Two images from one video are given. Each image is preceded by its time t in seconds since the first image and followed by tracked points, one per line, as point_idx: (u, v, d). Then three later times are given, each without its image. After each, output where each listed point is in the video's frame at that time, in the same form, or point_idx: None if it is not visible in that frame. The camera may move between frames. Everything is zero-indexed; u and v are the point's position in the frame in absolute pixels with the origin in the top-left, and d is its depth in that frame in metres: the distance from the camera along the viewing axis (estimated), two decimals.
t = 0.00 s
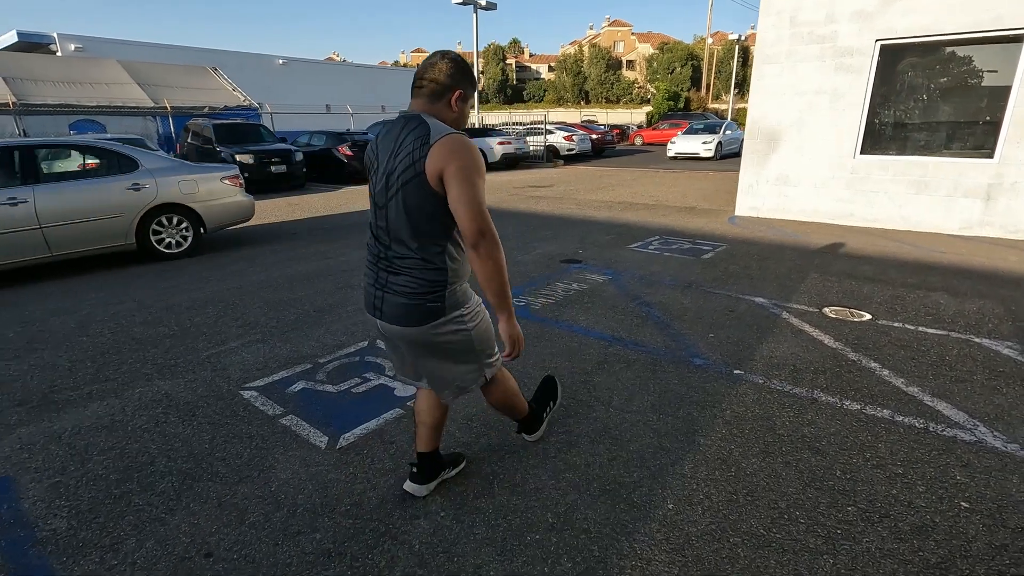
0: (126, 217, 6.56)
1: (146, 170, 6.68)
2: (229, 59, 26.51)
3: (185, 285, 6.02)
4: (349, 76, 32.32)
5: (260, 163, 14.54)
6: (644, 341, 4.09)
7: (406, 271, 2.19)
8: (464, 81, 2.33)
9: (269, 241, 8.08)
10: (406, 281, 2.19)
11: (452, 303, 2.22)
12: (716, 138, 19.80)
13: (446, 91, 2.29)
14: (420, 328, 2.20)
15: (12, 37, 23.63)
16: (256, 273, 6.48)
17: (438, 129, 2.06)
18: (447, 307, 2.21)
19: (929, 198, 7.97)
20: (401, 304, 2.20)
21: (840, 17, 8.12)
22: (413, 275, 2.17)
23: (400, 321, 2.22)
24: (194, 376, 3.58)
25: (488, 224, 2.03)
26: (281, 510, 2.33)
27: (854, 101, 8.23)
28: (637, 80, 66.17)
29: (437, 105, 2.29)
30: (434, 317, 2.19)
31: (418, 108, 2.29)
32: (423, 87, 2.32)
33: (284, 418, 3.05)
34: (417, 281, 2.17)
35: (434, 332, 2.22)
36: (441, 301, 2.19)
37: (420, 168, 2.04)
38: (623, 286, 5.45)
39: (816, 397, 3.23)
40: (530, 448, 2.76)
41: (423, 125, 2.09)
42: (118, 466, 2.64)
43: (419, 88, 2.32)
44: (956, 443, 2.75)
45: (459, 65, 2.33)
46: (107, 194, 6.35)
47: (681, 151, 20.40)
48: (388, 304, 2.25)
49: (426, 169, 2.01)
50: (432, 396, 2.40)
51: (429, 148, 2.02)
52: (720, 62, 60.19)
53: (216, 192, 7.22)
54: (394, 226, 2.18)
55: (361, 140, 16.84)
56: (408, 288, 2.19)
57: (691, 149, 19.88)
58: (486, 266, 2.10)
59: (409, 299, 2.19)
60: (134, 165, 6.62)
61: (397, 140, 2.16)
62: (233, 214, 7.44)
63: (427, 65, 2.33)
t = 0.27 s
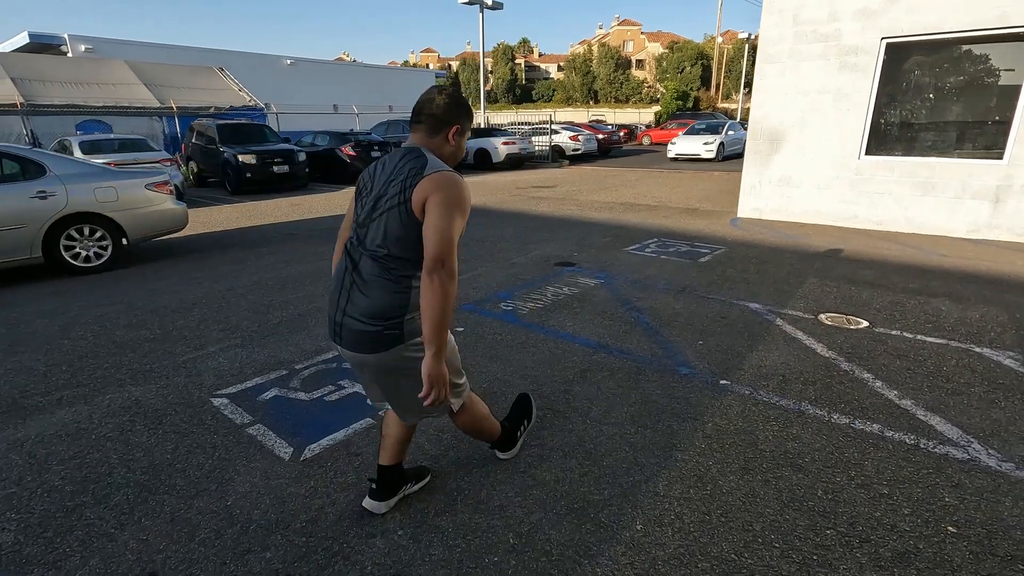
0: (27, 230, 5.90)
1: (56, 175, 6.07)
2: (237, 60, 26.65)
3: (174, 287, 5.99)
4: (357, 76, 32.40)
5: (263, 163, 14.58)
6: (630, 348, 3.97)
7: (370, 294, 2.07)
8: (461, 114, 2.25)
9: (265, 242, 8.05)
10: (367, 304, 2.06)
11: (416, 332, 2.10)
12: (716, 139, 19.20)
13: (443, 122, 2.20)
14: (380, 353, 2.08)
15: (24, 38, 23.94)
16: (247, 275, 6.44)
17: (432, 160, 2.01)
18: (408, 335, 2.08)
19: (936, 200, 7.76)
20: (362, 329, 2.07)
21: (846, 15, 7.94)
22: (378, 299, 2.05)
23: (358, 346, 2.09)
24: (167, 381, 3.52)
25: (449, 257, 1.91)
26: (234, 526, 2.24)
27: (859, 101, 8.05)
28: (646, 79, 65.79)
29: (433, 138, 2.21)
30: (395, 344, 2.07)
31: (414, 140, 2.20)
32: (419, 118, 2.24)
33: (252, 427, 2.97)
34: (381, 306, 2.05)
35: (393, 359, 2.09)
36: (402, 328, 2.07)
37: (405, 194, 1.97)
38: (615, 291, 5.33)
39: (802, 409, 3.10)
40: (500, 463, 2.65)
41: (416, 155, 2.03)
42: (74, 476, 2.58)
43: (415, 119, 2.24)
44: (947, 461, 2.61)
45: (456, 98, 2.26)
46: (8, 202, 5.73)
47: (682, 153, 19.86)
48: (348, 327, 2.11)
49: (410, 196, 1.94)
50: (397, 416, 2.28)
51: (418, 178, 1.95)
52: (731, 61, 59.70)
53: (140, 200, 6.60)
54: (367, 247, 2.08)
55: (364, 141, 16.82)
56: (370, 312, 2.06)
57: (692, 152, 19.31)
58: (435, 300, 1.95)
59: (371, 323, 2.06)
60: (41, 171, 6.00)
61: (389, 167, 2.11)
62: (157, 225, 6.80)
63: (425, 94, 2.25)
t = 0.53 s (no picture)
0: None
1: None
2: (247, 60, 26.85)
3: (165, 286, 5.99)
4: (366, 77, 32.51)
5: (267, 163, 14.64)
6: (613, 352, 3.87)
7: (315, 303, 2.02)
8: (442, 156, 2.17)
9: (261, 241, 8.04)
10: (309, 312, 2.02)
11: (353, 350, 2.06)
12: (718, 141, 18.56)
13: (422, 165, 2.13)
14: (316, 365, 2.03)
15: (39, 39, 24.31)
16: (239, 274, 6.43)
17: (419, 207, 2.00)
18: (344, 353, 2.04)
19: (942, 201, 7.56)
20: (300, 336, 2.03)
21: (851, 12, 7.76)
22: (320, 311, 2.00)
23: (293, 353, 2.04)
24: (139, 380, 3.48)
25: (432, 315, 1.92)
26: (182, 532, 2.18)
27: (864, 101, 7.87)
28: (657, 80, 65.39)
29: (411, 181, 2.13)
30: (329, 358, 2.03)
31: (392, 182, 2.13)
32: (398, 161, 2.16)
33: (216, 429, 2.91)
34: (323, 318, 2.00)
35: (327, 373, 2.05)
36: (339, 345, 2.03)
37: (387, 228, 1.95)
38: (605, 293, 5.23)
39: (784, 417, 2.98)
40: (463, 469, 2.57)
41: (403, 194, 2.01)
42: (29, 477, 2.53)
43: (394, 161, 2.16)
44: (931, 474, 2.48)
45: (439, 138, 2.20)
46: None
47: (683, 155, 19.25)
48: (286, 331, 2.06)
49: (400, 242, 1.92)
50: (348, 438, 2.24)
51: (406, 220, 1.94)
52: (743, 61, 59.15)
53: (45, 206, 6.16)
54: (325, 262, 2.02)
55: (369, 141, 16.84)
56: (311, 321, 2.01)
57: (692, 154, 18.69)
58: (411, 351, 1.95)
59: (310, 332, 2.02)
60: None
61: (370, 197, 2.07)
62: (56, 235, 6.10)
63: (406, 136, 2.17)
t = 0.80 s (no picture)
0: None
1: None
2: (256, 62, 27.08)
3: (157, 286, 6.03)
4: (374, 79, 32.65)
5: (270, 163, 14.73)
6: (591, 355, 3.81)
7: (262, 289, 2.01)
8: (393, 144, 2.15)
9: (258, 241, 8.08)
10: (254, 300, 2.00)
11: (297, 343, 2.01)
12: (718, 142, 18.11)
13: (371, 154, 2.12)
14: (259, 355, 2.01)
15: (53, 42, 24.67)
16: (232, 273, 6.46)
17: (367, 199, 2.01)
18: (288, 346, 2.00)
19: (944, 204, 7.41)
20: (246, 325, 2.01)
21: (851, 11, 7.64)
22: (266, 298, 1.99)
23: (238, 343, 2.03)
24: (113, 379, 3.48)
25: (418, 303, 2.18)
26: (131, 532, 2.17)
27: (864, 101, 7.75)
28: (668, 81, 65.04)
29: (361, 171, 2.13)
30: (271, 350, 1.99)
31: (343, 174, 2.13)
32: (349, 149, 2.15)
33: (182, 429, 2.90)
34: (268, 306, 1.98)
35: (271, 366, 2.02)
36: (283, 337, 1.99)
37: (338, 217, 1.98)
38: (592, 295, 5.16)
39: (757, 423, 2.92)
40: (422, 472, 2.54)
41: (354, 185, 2.03)
42: None
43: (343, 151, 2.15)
44: (902, 483, 2.41)
45: (391, 126, 2.16)
46: None
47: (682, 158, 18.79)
48: (233, 318, 2.05)
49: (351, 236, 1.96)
50: (303, 439, 2.22)
51: (354, 210, 1.97)
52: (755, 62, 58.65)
53: None
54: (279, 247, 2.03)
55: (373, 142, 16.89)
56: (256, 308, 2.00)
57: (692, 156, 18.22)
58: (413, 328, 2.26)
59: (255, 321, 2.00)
60: None
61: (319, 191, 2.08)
62: None
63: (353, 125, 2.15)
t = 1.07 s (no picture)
0: None
1: None
2: (264, 65, 27.31)
3: (148, 289, 6.07)
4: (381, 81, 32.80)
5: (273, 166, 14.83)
6: (568, 364, 3.76)
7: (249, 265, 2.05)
8: (355, 98, 2.23)
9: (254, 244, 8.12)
10: (243, 276, 2.04)
11: (289, 314, 2.05)
12: (717, 145, 17.79)
13: (333, 108, 2.20)
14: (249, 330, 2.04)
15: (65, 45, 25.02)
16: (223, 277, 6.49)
17: (322, 151, 2.00)
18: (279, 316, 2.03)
19: (945, 209, 7.28)
20: (235, 302, 2.05)
21: (850, 14, 7.54)
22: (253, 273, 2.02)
23: (232, 319, 2.05)
24: (88, 384, 3.49)
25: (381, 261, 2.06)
26: (81, 543, 2.16)
27: (864, 105, 7.64)
28: (677, 83, 64.74)
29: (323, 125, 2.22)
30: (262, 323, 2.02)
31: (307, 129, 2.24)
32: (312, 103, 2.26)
33: (148, 437, 2.90)
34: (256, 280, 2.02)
35: (261, 340, 2.04)
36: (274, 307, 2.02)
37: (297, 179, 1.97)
38: (578, 301, 5.12)
39: (728, 437, 2.86)
40: (381, 484, 2.51)
41: (312, 144, 2.03)
42: None
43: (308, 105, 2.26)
44: (869, 502, 2.35)
45: (356, 83, 2.26)
46: None
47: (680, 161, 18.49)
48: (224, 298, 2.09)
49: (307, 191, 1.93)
50: (255, 452, 2.20)
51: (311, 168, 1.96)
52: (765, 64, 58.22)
53: None
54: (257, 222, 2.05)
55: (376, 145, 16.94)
56: (245, 283, 2.03)
57: (690, 159, 17.93)
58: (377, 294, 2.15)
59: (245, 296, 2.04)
60: None
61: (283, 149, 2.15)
62: None
63: (317, 81, 2.25)
